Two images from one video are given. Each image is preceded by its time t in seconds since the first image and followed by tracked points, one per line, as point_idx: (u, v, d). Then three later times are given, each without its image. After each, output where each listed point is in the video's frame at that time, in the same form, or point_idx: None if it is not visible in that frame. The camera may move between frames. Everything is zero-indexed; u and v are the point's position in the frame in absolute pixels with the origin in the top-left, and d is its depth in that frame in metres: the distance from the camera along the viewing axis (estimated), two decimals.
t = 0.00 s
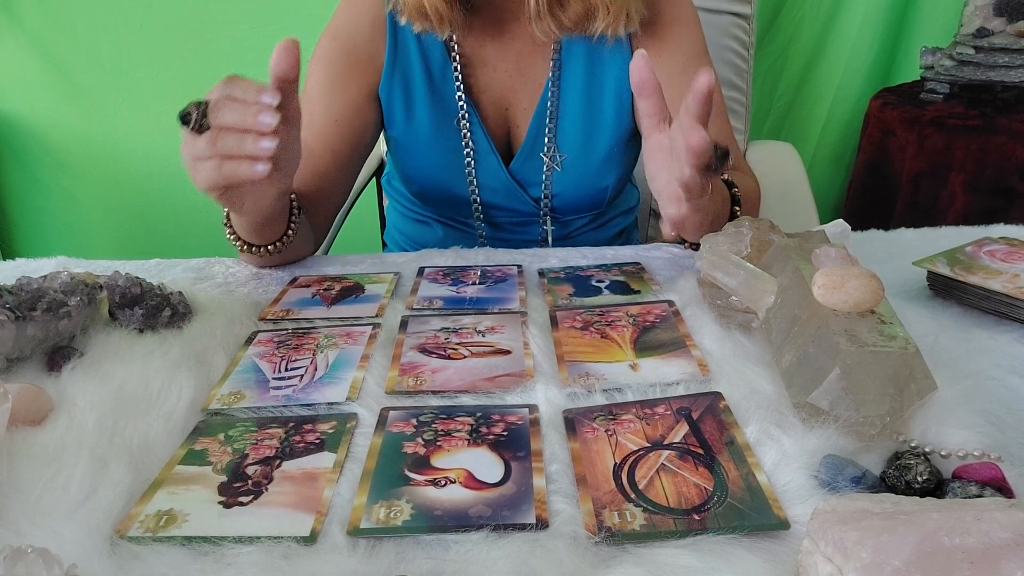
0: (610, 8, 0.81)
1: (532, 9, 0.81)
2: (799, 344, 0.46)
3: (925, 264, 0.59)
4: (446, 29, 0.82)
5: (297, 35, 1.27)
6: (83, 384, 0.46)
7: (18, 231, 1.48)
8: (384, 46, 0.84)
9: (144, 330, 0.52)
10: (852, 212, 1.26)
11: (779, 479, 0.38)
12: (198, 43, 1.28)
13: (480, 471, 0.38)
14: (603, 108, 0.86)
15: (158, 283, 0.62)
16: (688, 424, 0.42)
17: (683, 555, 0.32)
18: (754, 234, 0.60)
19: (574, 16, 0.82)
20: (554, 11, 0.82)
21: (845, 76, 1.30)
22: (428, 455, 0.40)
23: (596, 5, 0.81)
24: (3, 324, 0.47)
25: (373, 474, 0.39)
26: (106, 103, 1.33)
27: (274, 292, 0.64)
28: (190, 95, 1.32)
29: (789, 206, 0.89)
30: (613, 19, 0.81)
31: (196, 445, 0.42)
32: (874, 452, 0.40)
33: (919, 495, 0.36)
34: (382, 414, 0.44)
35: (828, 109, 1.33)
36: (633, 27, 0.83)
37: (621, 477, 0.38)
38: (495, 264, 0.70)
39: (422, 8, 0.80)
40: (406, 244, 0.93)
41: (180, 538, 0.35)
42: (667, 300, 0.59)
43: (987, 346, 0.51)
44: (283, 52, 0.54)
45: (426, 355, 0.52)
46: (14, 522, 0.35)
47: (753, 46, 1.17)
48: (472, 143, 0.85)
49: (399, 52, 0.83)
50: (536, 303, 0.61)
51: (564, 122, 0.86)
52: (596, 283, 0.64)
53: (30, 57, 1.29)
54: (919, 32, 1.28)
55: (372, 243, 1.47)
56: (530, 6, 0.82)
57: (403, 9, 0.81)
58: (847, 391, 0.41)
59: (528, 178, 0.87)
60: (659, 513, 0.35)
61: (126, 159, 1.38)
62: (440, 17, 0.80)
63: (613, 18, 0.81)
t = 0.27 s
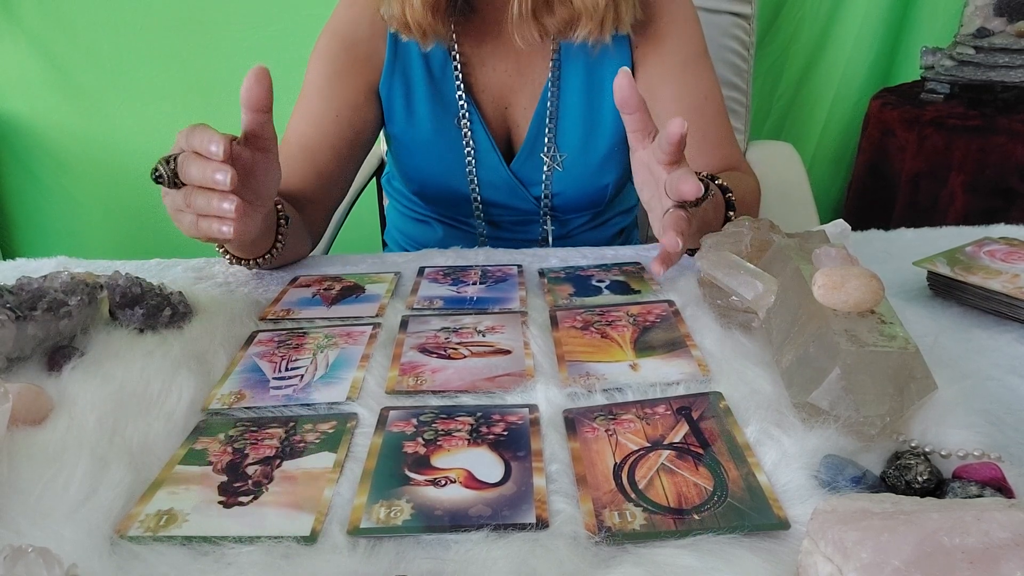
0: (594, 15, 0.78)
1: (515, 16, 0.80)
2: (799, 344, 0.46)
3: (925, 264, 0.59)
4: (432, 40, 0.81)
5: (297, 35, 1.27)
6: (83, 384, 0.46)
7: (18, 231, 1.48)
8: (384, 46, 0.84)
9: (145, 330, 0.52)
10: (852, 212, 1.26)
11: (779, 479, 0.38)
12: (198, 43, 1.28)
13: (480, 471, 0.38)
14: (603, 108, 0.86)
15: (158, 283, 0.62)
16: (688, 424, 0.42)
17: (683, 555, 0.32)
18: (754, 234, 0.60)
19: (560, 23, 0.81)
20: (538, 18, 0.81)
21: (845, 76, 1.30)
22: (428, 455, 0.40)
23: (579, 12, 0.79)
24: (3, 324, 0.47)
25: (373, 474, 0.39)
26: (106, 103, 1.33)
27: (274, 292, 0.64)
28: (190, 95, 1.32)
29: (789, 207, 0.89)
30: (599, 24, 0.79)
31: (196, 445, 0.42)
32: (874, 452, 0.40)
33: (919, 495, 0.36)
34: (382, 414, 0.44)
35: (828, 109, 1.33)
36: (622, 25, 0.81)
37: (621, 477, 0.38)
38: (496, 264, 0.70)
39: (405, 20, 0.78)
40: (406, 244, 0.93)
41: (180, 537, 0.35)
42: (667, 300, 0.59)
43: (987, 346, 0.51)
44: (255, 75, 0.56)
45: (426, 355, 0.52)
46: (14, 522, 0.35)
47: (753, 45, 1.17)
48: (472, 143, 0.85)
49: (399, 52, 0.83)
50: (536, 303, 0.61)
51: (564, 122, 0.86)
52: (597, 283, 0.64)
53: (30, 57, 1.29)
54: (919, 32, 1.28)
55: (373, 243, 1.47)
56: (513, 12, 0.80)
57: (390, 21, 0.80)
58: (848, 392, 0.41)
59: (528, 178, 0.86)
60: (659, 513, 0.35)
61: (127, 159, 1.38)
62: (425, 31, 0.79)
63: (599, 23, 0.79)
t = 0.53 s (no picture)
0: (602, 18, 0.79)
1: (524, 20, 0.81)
2: (799, 344, 0.46)
3: (925, 264, 0.59)
4: (440, 43, 0.82)
5: (297, 35, 1.27)
6: (83, 384, 0.46)
7: (18, 231, 1.48)
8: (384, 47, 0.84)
9: (145, 330, 0.52)
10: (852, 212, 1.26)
11: (779, 480, 0.38)
12: (198, 43, 1.28)
13: (480, 471, 0.38)
14: (603, 108, 0.86)
15: (158, 283, 0.62)
16: (688, 424, 0.42)
17: (683, 555, 0.32)
18: (754, 234, 0.60)
19: (568, 27, 0.81)
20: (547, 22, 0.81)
21: (846, 76, 1.30)
22: (428, 455, 0.40)
23: (588, 16, 0.80)
24: (3, 324, 0.47)
25: (373, 474, 0.39)
26: (107, 104, 1.33)
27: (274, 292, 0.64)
28: (190, 95, 1.32)
29: (789, 207, 0.89)
30: (608, 28, 0.80)
31: (196, 445, 0.42)
32: (873, 452, 0.40)
33: (919, 495, 0.36)
34: (382, 414, 0.44)
35: (828, 109, 1.33)
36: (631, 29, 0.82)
37: (621, 477, 0.38)
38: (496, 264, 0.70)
39: (414, 24, 0.79)
40: (406, 244, 0.93)
41: (180, 538, 0.35)
42: (667, 301, 0.59)
43: (987, 346, 0.51)
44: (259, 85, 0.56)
45: (427, 355, 0.52)
46: (14, 522, 0.35)
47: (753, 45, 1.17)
48: (472, 143, 0.85)
49: (399, 53, 0.83)
50: (536, 303, 0.61)
51: (564, 123, 0.86)
52: (597, 283, 0.64)
53: (31, 57, 1.29)
54: (919, 32, 1.28)
55: (373, 243, 1.47)
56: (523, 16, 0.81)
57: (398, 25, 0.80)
58: (848, 392, 0.41)
59: (528, 178, 0.86)
60: (659, 513, 0.35)
61: (127, 160, 1.38)
62: (434, 35, 0.80)
63: (609, 30, 0.80)
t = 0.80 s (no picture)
0: (602, 17, 0.79)
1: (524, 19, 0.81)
2: (799, 344, 0.46)
3: (925, 264, 0.59)
4: (440, 43, 0.81)
5: (297, 35, 1.27)
6: (83, 384, 0.46)
7: (18, 231, 1.48)
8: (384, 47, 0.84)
9: (144, 330, 0.52)
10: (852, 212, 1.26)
11: (779, 479, 0.38)
12: (198, 42, 1.28)
13: (480, 471, 0.38)
14: (603, 108, 0.86)
15: (158, 283, 0.62)
16: (688, 424, 0.42)
17: (683, 555, 0.32)
18: (753, 234, 0.60)
19: (568, 26, 0.81)
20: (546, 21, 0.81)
21: (846, 76, 1.30)
22: (428, 455, 0.40)
23: (587, 15, 0.80)
24: (3, 324, 0.47)
25: (373, 474, 0.39)
26: (107, 103, 1.33)
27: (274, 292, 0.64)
28: (190, 95, 1.32)
29: (789, 207, 0.89)
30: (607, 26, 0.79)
31: (196, 445, 0.42)
32: (873, 452, 0.40)
33: (919, 495, 0.36)
34: (382, 414, 0.44)
35: (828, 109, 1.33)
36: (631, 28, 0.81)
37: (621, 477, 0.38)
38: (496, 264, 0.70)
39: (413, 23, 0.78)
40: (406, 244, 0.93)
41: (180, 538, 0.35)
42: (667, 300, 0.59)
43: (987, 346, 0.51)
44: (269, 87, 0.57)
45: (427, 355, 0.52)
46: (14, 523, 0.35)
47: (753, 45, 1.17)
48: (472, 143, 0.85)
49: (399, 53, 0.83)
50: (537, 303, 0.61)
51: (565, 123, 0.86)
52: (597, 283, 0.64)
53: (31, 57, 1.29)
54: (919, 32, 1.28)
55: (373, 242, 1.47)
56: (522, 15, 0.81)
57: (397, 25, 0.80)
58: (848, 392, 0.41)
59: (528, 178, 0.86)
60: (659, 513, 0.35)
61: (127, 160, 1.38)
62: (434, 34, 0.80)
63: (608, 28, 0.80)
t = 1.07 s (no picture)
0: (601, 14, 0.79)
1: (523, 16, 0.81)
2: (799, 343, 0.46)
3: (925, 264, 0.59)
4: (439, 41, 0.81)
5: (297, 35, 1.27)
6: (83, 384, 0.46)
7: (18, 231, 1.48)
8: (384, 47, 0.84)
9: (145, 330, 0.52)
10: (852, 212, 1.26)
11: (779, 479, 0.38)
12: (198, 42, 1.28)
13: (480, 471, 0.38)
14: (603, 108, 0.86)
15: (158, 283, 0.62)
16: (688, 424, 0.42)
17: (683, 555, 0.32)
18: (753, 234, 0.60)
19: (566, 23, 0.81)
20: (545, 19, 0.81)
21: (845, 76, 1.30)
22: (428, 455, 0.40)
23: (586, 12, 0.79)
24: (3, 324, 0.47)
25: (373, 474, 0.39)
26: (107, 103, 1.33)
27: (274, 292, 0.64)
28: (190, 95, 1.33)
29: (788, 207, 0.89)
30: (605, 23, 0.79)
31: (196, 445, 0.42)
32: (873, 452, 0.40)
33: (919, 495, 0.36)
34: (382, 414, 0.44)
35: (828, 109, 1.33)
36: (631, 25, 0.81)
37: (621, 477, 0.38)
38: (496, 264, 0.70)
39: (411, 21, 0.78)
40: (406, 244, 0.93)
41: (180, 538, 0.35)
42: (667, 301, 0.59)
43: (987, 346, 0.51)
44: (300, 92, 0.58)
45: (427, 355, 0.52)
46: (14, 522, 0.35)
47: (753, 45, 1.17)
48: (471, 143, 0.85)
49: (399, 52, 0.83)
50: (536, 303, 0.61)
51: (565, 123, 0.86)
52: (597, 283, 0.64)
53: (31, 57, 1.29)
54: (919, 32, 1.28)
55: (373, 242, 1.48)
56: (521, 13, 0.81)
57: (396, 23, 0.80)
58: (848, 392, 0.41)
59: (528, 178, 0.86)
60: (659, 513, 0.35)
61: (127, 159, 1.38)
62: (432, 32, 0.80)
63: (607, 24, 0.79)
